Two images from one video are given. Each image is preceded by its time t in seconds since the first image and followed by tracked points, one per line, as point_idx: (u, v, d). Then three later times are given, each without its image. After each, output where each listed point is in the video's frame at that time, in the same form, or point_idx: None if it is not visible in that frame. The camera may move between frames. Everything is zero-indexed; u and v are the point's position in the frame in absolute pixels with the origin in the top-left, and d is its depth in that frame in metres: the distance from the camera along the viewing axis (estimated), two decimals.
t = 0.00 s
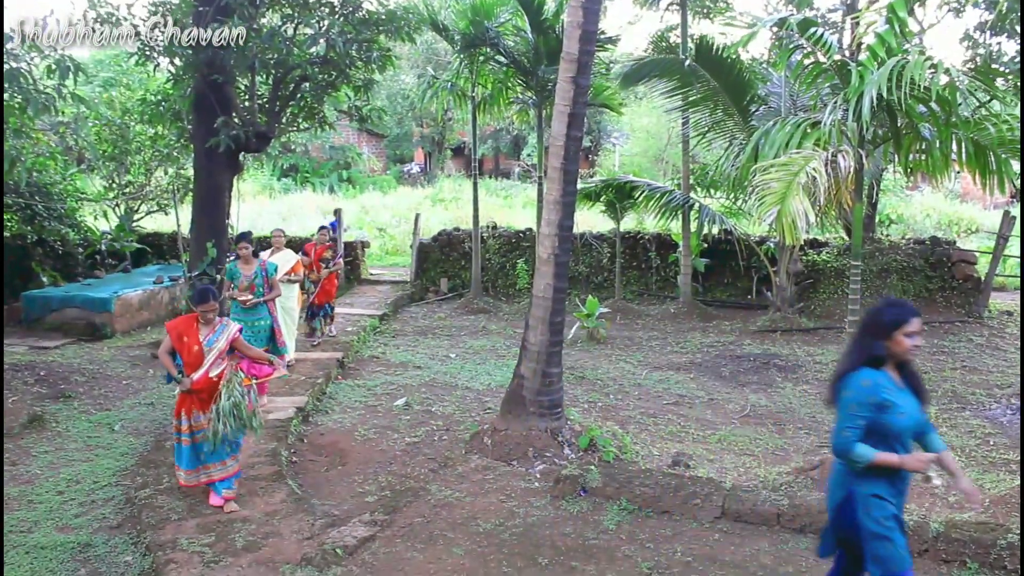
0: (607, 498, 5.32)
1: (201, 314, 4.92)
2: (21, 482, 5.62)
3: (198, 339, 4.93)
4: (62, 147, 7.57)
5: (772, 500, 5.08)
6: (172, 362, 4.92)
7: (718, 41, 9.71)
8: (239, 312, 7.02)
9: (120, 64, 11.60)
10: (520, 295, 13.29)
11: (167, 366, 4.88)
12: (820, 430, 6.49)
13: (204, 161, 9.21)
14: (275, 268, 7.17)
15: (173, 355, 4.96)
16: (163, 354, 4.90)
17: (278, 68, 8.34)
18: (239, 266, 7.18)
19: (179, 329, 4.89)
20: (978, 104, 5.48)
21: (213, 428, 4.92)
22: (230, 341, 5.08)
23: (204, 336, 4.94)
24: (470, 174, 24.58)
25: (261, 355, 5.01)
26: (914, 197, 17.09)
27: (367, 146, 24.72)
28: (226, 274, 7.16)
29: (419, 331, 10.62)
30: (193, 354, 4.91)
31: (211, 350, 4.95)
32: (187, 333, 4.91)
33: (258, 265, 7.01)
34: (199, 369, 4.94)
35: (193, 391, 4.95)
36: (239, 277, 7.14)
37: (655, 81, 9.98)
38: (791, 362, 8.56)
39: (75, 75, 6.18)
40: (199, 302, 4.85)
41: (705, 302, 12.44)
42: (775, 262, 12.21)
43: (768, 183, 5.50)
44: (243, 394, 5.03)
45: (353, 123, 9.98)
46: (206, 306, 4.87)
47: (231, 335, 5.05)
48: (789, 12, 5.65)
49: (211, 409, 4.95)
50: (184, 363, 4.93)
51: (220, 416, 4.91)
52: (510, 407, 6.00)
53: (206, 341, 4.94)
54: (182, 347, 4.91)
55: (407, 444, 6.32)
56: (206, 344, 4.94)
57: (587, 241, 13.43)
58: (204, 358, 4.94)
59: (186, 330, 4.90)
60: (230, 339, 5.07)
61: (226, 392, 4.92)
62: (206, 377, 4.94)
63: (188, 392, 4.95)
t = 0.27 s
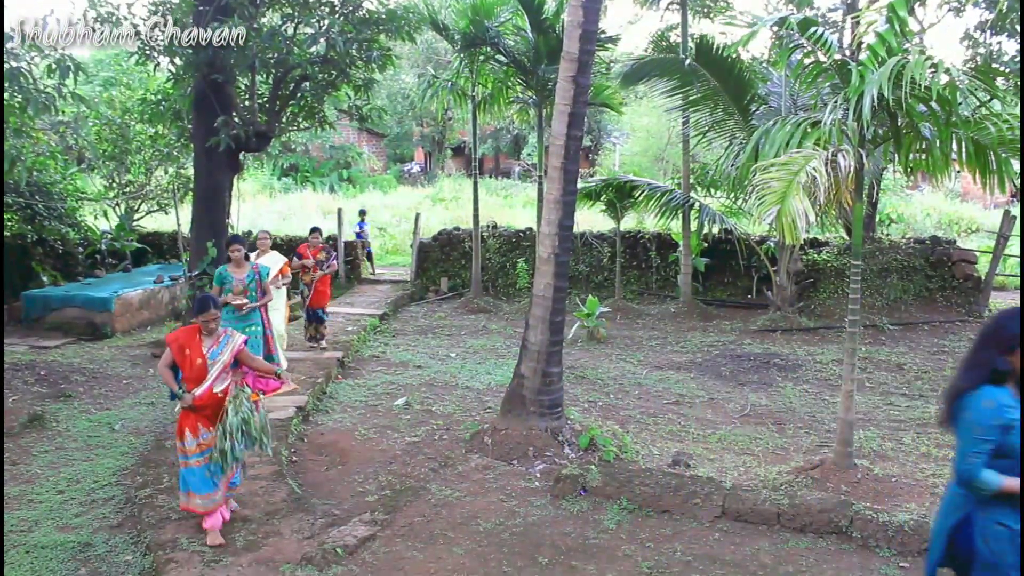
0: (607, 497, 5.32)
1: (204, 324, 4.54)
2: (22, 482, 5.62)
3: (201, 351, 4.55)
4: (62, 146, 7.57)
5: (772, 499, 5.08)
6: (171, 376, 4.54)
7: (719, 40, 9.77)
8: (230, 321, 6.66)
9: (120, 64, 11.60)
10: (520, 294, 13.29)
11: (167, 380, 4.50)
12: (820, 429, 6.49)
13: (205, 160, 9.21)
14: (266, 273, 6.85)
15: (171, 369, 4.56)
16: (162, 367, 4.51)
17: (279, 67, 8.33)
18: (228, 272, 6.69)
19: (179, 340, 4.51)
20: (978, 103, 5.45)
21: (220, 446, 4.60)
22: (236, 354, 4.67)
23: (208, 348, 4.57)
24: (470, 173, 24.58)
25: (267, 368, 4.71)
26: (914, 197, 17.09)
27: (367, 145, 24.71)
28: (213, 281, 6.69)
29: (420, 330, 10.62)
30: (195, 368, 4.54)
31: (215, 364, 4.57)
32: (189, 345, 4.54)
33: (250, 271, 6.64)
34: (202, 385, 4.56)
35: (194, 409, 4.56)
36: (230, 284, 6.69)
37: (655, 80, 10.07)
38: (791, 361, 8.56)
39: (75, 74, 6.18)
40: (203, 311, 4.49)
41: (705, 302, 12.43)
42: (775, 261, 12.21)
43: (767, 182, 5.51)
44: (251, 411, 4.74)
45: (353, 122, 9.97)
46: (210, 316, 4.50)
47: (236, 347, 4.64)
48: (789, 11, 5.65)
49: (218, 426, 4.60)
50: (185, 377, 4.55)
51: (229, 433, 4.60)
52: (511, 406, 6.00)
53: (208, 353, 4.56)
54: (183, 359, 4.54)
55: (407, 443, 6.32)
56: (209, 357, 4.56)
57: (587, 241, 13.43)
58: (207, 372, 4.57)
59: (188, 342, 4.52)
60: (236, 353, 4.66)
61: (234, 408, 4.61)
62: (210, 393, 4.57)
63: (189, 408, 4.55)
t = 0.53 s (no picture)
0: (607, 497, 5.32)
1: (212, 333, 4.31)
2: (22, 482, 5.62)
3: (210, 362, 4.30)
4: (62, 146, 7.58)
5: (772, 499, 5.09)
6: (176, 389, 4.22)
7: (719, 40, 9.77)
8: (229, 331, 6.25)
9: (120, 63, 11.60)
10: (520, 294, 13.29)
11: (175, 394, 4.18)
12: (820, 429, 6.49)
13: (205, 160, 9.21)
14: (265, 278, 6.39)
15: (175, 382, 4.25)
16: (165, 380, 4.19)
17: (279, 67, 8.31)
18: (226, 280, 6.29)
19: (185, 350, 4.25)
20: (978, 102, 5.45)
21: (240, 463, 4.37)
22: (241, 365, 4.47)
23: (216, 358, 4.33)
24: (470, 173, 24.58)
25: (274, 375, 4.55)
26: (914, 196, 17.09)
27: (367, 145, 24.70)
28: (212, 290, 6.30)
29: (420, 330, 10.62)
30: (204, 380, 4.28)
31: (225, 375, 4.36)
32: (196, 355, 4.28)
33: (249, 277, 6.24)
34: (211, 398, 4.31)
35: (203, 423, 4.30)
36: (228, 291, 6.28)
37: (655, 80, 10.04)
38: (791, 361, 8.56)
39: (75, 74, 6.18)
40: (212, 318, 4.28)
41: (705, 301, 12.43)
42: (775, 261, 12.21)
43: (768, 181, 5.52)
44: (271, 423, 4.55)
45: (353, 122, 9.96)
46: (221, 323, 4.30)
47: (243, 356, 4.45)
48: (790, 11, 5.66)
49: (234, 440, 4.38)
50: (191, 390, 4.26)
51: (250, 450, 4.38)
52: (511, 406, 6.00)
53: (218, 363, 4.32)
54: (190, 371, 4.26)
55: (407, 443, 6.32)
56: (219, 367, 4.33)
57: (587, 240, 13.43)
58: (216, 383, 4.33)
59: (194, 351, 4.27)
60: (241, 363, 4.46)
61: (254, 420, 4.39)
62: (219, 406, 4.34)
63: (197, 423, 4.28)
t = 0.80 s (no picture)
0: (605, 496, 5.32)
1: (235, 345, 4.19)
2: (19, 480, 5.62)
3: (234, 376, 4.19)
4: (60, 145, 7.57)
5: (770, 497, 5.09)
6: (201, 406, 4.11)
7: (717, 38, 9.72)
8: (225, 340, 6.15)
9: (118, 62, 11.59)
10: (519, 293, 13.29)
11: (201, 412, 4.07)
12: (819, 427, 6.49)
13: (203, 158, 9.20)
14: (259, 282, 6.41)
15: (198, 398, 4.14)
16: (189, 398, 4.06)
17: (277, 66, 8.30)
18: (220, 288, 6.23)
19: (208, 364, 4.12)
20: (976, 101, 5.46)
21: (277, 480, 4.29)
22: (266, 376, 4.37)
23: (241, 373, 4.22)
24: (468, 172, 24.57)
25: (299, 386, 4.44)
26: (912, 195, 17.10)
27: (365, 144, 24.68)
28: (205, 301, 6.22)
29: (418, 329, 10.61)
30: (231, 395, 4.18)
31: (252, 389, 4.25)
32: (221, 369, 4.17)
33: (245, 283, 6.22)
34: (237, 414, 4.22)
35: (230, 440, 4.22)
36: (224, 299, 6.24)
37: (653, 78, 10.02)
38: (790, 359, 8.57)
39: (73, 73, 6.18)
40: (235, 330, 4.15)
41: (702, 299, 12.43)
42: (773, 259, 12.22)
43: (766, 180, 5.52)
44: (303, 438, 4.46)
45: (351, 120, 9.95)
46: (245, 336, 4.18)
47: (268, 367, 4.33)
48: (788, 9, 5.66)
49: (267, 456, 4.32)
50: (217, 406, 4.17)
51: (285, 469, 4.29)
52: (509, 404, 6.00)
53: (243, 378, 4.22)
54: (213, 386, 4.15)
55: (406, 441, 6.32)
56: (244, 382, 4.22)
57: (585, 239, 13.43)
58: (242, 398, 4.23)
59: (219, 366, 4.15)
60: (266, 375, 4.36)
61: (285, 437, 4.29)
62: (247, 422, 4.25)
63: (224, 439, 4.20)
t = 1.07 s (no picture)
0: (602, 495, 5.32)
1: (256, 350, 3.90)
2: (15, 481, 5.61)
3: (255, 385, 3.90)
4: (57, 144, 7.55)
5: (767, 497, 5.10)
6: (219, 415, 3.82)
7: (714, 38, 9.71)
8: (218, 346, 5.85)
9: (115, 61, 11.57)
10: (516, 293, 13.28)
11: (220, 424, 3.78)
12: (815, 427, 6.50)
13: (199, 158, 9.18)
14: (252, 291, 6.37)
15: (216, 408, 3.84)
16: (207, 409, 3.75)
17: (273, 66, 8.29)
18: (213, 295, 6.00)
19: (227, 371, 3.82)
20: (972, 102, 5.48)
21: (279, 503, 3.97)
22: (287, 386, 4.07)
23: (262, 381, 3.93)
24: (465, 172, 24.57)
25: (320, 400, 4.16)
26: (909, 195, 17.11)
27: (362, 144, 24.68)
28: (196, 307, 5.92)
29: (415, 328, 10.61)
30: (251, 405, 3.89)
31: (273, 399, 3.98)
32: (241, 378, 3.86)
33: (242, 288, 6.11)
34: (256, 425, 3.95)
35: (248, 452, 3.95)
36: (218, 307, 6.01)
37: (651, 78, 10.02)
38: (786, 359, 8.57)
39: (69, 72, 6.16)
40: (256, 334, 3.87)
41: (699, 299, 12.44)
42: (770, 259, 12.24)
43: (763, 179, 5.52)
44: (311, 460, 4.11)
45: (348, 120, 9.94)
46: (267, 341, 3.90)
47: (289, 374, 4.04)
48: (785, 9, 5.66)
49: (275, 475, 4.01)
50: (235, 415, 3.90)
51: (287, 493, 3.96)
52: (506, 404, 6.00)
53: (264, 386, 3.93)
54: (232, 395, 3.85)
55: (403, 441, 6.32)
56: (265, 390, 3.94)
57: (582, 238, 13.43)
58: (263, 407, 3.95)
59: (238, 373, 3.85)
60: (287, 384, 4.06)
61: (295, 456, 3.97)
62: (266, 434, 3.98)
63: (244, 451, 3.92)
